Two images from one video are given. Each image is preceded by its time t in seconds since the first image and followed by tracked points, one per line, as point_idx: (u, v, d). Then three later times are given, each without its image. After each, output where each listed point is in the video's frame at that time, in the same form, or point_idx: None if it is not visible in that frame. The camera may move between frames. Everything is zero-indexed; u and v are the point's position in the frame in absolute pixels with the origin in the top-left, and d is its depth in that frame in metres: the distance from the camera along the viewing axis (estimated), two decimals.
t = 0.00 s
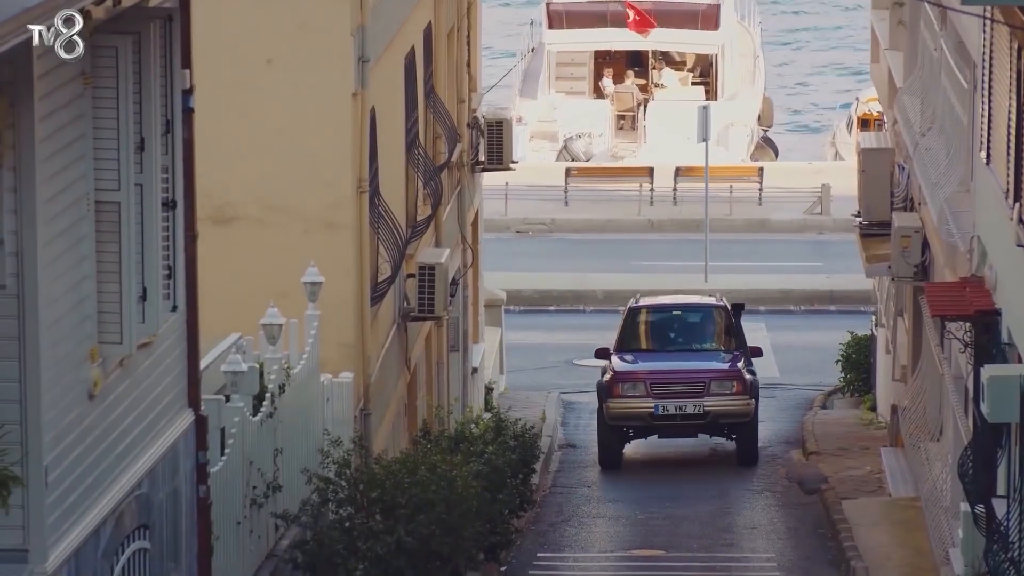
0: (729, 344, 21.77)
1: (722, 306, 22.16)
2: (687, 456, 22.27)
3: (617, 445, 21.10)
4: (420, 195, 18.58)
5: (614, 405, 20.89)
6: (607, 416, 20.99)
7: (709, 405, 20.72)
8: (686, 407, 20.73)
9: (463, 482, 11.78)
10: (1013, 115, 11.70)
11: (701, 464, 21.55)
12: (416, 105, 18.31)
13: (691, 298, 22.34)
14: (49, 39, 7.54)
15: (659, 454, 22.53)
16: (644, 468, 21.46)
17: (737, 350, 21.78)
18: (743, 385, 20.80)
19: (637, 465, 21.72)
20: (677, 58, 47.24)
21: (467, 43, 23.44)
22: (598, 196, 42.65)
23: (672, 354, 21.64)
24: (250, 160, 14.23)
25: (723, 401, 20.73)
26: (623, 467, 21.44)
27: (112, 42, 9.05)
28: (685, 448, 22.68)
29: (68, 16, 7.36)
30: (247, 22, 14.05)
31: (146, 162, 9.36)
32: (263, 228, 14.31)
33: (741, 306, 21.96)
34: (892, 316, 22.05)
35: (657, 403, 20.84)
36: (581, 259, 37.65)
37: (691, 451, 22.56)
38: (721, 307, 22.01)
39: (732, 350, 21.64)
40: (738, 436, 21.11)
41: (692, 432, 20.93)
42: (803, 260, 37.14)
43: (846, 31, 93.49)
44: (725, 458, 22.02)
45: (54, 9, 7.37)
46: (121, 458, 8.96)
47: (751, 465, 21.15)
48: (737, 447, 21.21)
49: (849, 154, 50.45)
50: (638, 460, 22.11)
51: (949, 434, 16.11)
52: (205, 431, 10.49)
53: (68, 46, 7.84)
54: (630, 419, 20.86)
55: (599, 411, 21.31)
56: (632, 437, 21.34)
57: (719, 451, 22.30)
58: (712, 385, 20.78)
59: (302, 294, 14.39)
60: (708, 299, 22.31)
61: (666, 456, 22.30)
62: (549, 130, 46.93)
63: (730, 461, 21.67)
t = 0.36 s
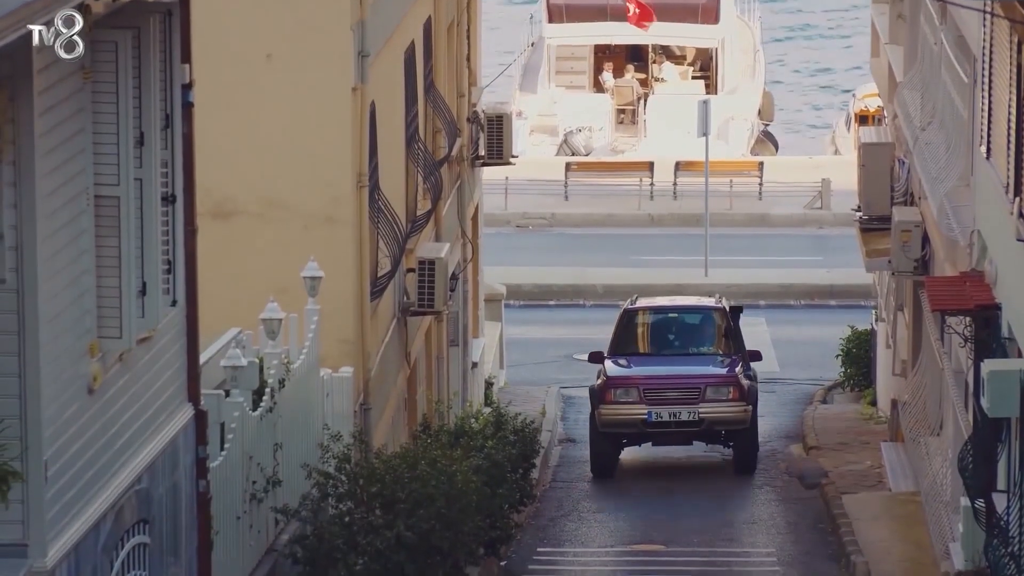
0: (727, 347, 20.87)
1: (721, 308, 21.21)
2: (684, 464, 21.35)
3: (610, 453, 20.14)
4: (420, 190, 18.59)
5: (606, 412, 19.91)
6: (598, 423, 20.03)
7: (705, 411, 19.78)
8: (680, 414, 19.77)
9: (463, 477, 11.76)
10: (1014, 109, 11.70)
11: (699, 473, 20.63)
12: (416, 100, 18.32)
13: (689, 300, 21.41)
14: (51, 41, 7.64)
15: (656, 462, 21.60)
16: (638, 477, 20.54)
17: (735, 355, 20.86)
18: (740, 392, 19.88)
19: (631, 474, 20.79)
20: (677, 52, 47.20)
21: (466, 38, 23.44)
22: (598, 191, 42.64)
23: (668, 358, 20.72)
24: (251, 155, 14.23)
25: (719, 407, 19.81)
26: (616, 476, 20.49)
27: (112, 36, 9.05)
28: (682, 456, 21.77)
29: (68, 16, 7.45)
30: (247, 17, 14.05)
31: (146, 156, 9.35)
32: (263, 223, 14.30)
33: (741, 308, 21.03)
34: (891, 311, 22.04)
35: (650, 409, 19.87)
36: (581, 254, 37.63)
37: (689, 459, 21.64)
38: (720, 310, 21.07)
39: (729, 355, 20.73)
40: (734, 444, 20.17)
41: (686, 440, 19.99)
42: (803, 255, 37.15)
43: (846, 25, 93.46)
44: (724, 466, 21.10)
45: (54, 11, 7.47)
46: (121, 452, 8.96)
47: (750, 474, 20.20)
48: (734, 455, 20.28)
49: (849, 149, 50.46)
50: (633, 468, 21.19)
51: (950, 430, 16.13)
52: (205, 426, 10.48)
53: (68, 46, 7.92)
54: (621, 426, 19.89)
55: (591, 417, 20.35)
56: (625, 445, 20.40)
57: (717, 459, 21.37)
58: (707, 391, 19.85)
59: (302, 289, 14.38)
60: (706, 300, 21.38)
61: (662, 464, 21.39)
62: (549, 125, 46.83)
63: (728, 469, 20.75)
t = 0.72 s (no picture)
0: (726, 352, 19.95)
1: (719, 310, 20.26)
2: (683, 473, 20.47)
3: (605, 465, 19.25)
4: (420, 184, 18.58)
5: (600, 422, 19.04)
6: (592, 434, 19.14)
7: (702, 420, 18.89)
8: (677, 423, 18.90)
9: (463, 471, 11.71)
10: (1013, 103, 11.69)
11: (697, 482, 19.79)
12: (415, 95, 18.31)
13: (685, 303, 20.44)
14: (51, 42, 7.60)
15: (654, 470, 20.70)
16: (635, 487, 19.68)
17: (734, 361, 19.92)
18: (739, 399, 18.98)
19: (627, 484, 19.93)
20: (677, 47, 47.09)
21: (466, 33, 23.43)
22: (599, 186, 42.67)
23: (665, 365, 19.81)
24: (251, 150, 14.22)
25: (716, 416, 18.91)
26: (612, 488, 19.62)
27: (111, 31, 9.05)
28: (681, 463, 20.88)
29: (68, 16, 7.47)
30: (247, 12, 14.05)
31: (145, 150, 9.35)
32: (262, 217, 14.31)
33: (739, 311, 20.11)
34: (891, 305, 22.00)
35: (646, 419, 19.01)
36: (580, 249, 37.63)
37: (688, 468, 20.76)
38: (718, 313, 20.10)
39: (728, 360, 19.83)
40: (734, 454, 19.30)
41: (684, 450, 19.12)
42: (804, 249, 37.14)
43: (847, 20, 93.45)
44: (725, 475, 20.25)
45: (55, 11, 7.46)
46: (121, 446, 8.96)
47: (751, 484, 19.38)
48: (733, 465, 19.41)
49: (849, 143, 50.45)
50: (629, 478, 20.27)
51: (949, 423, 16.11)
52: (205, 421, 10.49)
53: (68, 45, 7.92)
54: (616, 437, 19.01)
55: (585, 428, 19.49)
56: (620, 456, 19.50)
57: (718, 467, 20.49)
58: (704, 399, 18.96)
59: (302, 283, 14.39)
60: (703, 304, 20.41)
61: (660, 473, 20.49)
62: (549, 119, 46.74)
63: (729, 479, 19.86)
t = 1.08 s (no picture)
0: (727, 357, 18.97)
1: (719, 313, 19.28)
2: (685, 480, 19.37)
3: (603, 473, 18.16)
4: (420, 174, 18.55)
5: (599, 429, 18.04)
6: (590, 442, 18.12)
7: (705, 429, 17.88)
8: (678, 432, 17.90)
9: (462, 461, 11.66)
10: (1013, 92, 11.68)
11: (699, 490, 18.74)
12: (415, 84, 18.27)
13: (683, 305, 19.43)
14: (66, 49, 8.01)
15: (654, 476, 19.59)
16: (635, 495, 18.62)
17: (736, 366, 18.92)
18: (743, 407, 17.99)
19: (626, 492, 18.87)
20: (678, 36, 46.30)
21: (466, 23, 23.40)
22: (600, 176, 42.68)
23: (664, 370, 18.81)
24: (253, 141, 14.23)
25: (719, 425, 17.91)
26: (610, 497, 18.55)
27: (110, 20, 9.05)
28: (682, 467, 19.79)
29: (68, 16, 7.84)
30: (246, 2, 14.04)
31: (145, 141, 9.35)
32: (263, 207, 14.32)
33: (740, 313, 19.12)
34: (891, 295, 22.05)
35: (646, 427, 18.00)
36: (582, 239, 37.58)
37: (690, 475, 19.66)
38: (719, 316, 19.11)
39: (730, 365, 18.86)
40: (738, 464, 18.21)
41: (685, 459, 18.09)
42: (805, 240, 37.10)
43: (847, 10, 93.41)
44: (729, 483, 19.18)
45: (55, 12, 7.82)
46: (120, 437, 8.97)
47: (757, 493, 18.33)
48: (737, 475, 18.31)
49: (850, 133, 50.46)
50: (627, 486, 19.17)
51: (948, 414, 16.16)
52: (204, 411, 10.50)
53: (68, 46, 8.07)
54: (615, 445, 17.99)
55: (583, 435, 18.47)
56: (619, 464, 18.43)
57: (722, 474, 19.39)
58: (707, 406, 17.99)
59: (302, 274, 14.40)
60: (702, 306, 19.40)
61: (659, 480, 19.41)
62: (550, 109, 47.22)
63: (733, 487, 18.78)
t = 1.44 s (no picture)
0: (732, 359, 17.69)
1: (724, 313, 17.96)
2: (686, 489, 18.11)
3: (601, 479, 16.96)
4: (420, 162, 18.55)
5: (599, 432, 16.80)
6: (588, 445, 16.89)
7: (711, 434, 16.70)
8: (682, 437, 16.70)
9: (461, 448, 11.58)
10: (1013, 78, 11.69)
11: (702, 498, 17.58)
12: (416, 71, 18.27)
13: (686, 303, 18.10)
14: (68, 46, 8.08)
15: (652, 485, 18.33)
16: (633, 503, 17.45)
17: (742, 369, 17.64)
18: (750, 412, 16.80)
19: (623, 500, 17.66)
20: (680, 23, 46.60)
21: (467, 9, 23.40)
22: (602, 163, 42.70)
23: (665, 371, 17.51)
24: (255, 129, 14.23)
25: (725, 430, 16.72)
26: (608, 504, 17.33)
27: (110, 6, 9.05)
28: (682, 476, 18.51)
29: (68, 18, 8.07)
30: None
31: (144, 128, 9.35)
32: (263, 193, 14.32)
33: (746, 314, 17.81)
34: (891, 282, 22.14)
35: (648, 431, 16.78)
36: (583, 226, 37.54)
37: (691, 484, 18.39)
38: (724, 316, 17.81)
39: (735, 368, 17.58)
40: (742, 472, 17.07)
41: (689, 466, 16.90)
42: (807, 227, 37.06)
43: None
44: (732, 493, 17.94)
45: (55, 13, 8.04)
46: (119, 423, 8.97)
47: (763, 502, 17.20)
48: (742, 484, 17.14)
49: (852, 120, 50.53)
50: (625, 494, 17.98)
51: (949, 400, 16.19)
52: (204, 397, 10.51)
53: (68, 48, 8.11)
54: (616, 449, 16.76)
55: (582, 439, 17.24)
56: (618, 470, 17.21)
57: (725, 483, 18.14)
58: (713, 411, 16.78)
59: (302, 261, 14.40)
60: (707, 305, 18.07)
61: (658, 488, 18.15)
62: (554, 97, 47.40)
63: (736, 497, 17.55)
